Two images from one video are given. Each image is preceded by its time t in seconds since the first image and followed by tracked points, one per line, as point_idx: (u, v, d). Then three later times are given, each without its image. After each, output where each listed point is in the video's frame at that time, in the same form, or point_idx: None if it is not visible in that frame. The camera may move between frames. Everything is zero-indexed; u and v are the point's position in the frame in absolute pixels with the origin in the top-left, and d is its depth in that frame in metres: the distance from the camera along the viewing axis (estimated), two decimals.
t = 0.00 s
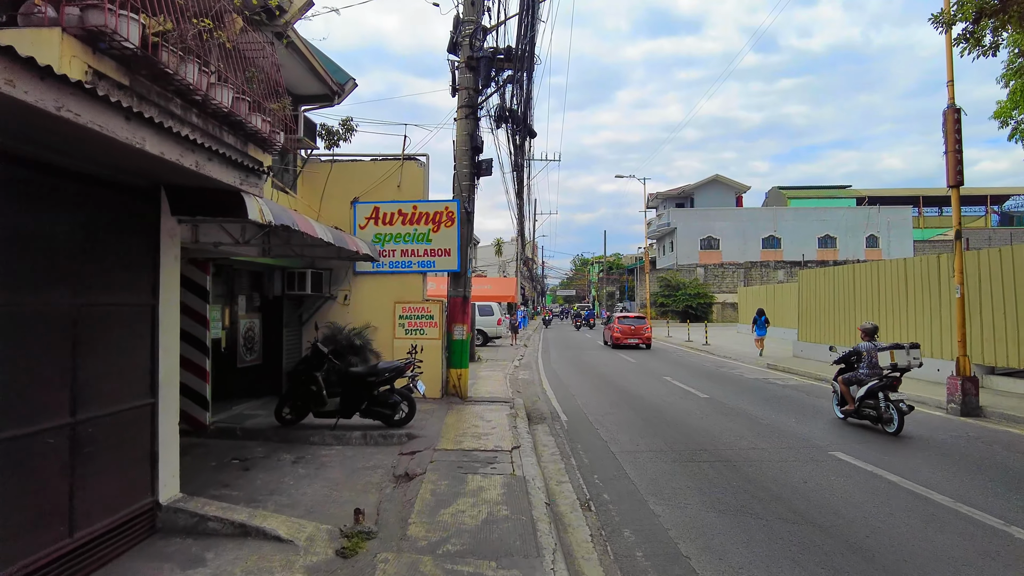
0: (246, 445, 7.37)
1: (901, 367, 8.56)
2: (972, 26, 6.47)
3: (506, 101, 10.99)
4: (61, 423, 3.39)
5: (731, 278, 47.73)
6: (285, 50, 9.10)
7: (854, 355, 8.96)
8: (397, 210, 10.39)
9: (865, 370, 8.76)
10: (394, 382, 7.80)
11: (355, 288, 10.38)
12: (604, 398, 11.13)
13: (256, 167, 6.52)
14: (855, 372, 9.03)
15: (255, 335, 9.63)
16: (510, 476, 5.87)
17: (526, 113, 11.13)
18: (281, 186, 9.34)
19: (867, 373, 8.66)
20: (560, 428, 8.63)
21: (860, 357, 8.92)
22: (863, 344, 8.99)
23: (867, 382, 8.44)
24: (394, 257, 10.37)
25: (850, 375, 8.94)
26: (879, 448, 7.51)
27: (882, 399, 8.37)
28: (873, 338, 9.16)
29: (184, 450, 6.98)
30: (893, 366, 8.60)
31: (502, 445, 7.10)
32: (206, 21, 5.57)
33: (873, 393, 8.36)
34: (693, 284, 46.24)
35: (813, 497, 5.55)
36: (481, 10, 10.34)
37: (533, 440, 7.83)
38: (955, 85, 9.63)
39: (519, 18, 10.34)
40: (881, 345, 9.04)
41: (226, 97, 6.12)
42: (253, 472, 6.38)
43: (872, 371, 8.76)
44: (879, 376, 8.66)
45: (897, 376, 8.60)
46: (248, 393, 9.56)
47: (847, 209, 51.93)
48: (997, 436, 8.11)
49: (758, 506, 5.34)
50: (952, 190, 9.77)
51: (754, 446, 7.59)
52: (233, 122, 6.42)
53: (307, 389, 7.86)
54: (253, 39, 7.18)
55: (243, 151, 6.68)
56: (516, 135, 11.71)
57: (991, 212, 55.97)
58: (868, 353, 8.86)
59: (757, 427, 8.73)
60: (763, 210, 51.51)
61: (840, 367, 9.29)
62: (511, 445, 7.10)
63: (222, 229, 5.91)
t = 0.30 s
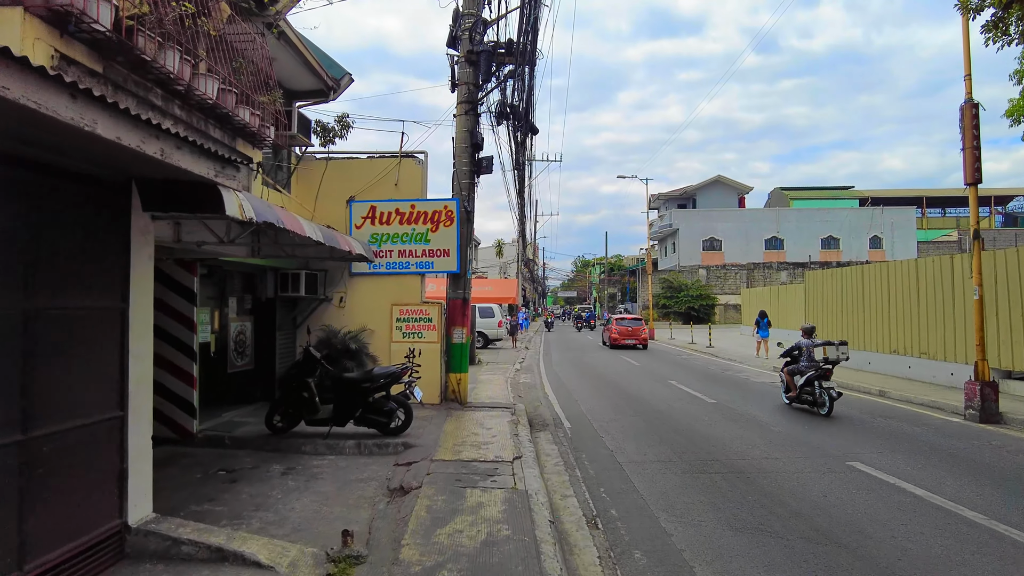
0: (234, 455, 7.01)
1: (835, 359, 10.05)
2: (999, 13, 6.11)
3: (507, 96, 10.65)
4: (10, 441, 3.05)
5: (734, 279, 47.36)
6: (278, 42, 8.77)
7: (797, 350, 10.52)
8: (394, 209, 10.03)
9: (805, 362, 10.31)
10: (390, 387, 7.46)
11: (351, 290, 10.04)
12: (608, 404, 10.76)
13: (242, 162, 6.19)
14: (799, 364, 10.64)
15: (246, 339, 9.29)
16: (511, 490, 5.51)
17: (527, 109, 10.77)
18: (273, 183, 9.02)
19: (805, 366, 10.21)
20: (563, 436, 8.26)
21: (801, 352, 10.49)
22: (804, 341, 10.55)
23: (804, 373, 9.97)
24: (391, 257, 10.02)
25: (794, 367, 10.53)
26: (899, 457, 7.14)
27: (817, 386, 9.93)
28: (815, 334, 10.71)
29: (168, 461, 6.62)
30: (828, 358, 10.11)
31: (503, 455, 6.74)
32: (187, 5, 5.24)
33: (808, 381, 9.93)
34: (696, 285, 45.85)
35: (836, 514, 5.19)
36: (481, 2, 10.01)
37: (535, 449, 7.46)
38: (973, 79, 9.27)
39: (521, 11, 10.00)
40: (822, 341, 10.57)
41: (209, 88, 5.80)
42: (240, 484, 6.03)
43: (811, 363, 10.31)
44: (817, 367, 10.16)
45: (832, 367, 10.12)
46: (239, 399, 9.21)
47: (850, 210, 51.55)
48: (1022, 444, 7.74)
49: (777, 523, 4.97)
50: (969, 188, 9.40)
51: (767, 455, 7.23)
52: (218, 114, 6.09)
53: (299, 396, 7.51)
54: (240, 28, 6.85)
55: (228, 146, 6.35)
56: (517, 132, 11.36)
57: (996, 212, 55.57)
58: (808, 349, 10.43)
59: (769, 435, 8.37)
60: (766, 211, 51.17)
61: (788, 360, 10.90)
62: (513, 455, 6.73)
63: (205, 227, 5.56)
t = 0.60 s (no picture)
0: (219, 460, 6.63)
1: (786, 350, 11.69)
2: None
3: (506, 86, 10.28)
4: None
5: (736, 278, 47.04)
6: (266, 28, 8.40)
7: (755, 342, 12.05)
8: (389, 203, 9.67)
9: (761, 352, 11.94)
10: (383, 389, 7.09)
11: (345, 288, 9.67)
12: (612, 405, 10.40)
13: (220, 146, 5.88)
14: (756, 354, 12.23)
15: (236, 338, 8.92)
16: (510, 499, 5.13)
17: (528, 100, 10.41)
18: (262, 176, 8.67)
19: (760, 355, 11.82)
20: (566, 440, 7.87)
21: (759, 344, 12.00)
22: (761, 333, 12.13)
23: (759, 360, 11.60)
24: (386, 254, 9.65)
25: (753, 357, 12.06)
26: (920, 461, 6.77)
27: (771, 371, 11.55)
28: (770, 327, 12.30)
29: (148, 466, 6.25)
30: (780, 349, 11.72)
31: (502, 461, 6.35)
32: None
33: (764, 368, 11.51)
34: (698, 284, 45.49)
35: (860, 524, 4.81)
36: None
37: (536, 454, 7.07)
38: (992, 66, 8.89)
39: None
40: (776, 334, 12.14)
41: (188, 70, 5.45)
42: (222, 492, 5.66)
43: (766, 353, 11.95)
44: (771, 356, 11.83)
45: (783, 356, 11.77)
46: (228, 400, 8.83)
47: (853, 208, 51.18)
48: None
49: (797, 535, 4.60)
50: (988, 180, 9.02)
51: (781, 458, 6.87)
52: (199, 99, 5.74)
53: (288, 398, 7.16)
54: (224, 9, 6.49)
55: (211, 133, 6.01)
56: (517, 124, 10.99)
57: (999, 211, 55.21)
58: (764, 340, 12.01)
59: (781, 438, 7.99)
60: (768, 209, 50.79)
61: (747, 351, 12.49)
62: (512, 461, 6.35)
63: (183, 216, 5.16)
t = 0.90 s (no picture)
0: (201, 472, 6.24)
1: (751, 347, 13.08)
2: None
3: (506, 79, 9.88)
4: None
5: (738, 278, 46.69)
6: (253, 18, 8.00)
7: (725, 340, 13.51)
8: (384, 200, 9.29)
9: (730, 348, 13.37)
10: (376, 396, 6.72)
11: (338, 289, 9.28)
12: (616, 410, 10.00)
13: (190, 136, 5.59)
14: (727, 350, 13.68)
15: (223, 342, 8.54)
16: (510, 520, 4.73)
17: (528, 93, 10.01)
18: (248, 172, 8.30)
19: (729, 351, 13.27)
20: (569, 449, 7.48)
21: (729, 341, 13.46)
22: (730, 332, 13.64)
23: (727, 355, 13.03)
24: (381, 253, 9.26)
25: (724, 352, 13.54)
26: (946, 472, 6.37)
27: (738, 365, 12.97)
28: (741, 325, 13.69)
29: (125, 480, 5.86)
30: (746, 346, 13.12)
31: (502, 474, 5.96)
32: None
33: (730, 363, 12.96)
34: (700, 284, 45.11)
35: (892, 547, 4.41)
36: None
37: (538, 466, 6.68)
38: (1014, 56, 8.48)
39: None
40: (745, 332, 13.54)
41: (162, 56, 5.07)
42: (200, 508, 5.28)
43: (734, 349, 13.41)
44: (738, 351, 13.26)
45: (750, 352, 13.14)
46: (216, 408, 8.44)
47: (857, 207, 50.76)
48: None
49: (824, 561, 4.21)
50: (1010, 175, 8.61)
51: (797, 469, 6.49)
52: (175, 87, 5.37)
53: (275, 407, 6.78)
54: None
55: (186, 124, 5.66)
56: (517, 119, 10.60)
57: (1003, 210, 54.79)
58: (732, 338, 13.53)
59: (795, 446, 7.60)
60: (771, 209, 50.38)
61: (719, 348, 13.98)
62: (513, 474, 5.96)
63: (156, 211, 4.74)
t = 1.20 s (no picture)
0: (185, 480, 5.89)
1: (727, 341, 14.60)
2: None
3: (508, 70, 9.52)
4: None
5: (741, 277, 46.35)
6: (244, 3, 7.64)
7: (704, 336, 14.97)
8: (381, 195, 8.93)
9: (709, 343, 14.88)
10: (372, 401, 6.35)
11: (333, 287, 8.94)
12: (622, 414, 9.65)
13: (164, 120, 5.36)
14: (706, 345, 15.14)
15: (213, 342, 8.18)
16: (514, 536, 4.38)
17: (531, 84, 9.64)
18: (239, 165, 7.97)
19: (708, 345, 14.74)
20: (574, 455, 7.13)
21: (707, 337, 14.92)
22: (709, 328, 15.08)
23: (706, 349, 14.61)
24: (378, 250, 8.91)
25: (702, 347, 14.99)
26: (974, 480, 6.02)
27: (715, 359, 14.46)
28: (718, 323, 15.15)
29: (103, 489, 5.50)
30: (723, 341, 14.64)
31: (504, 483, 5.61)
32: None
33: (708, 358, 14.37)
34: (703, 283, 44.75)
35: (931, 567, 4.05)
36: None
37: (543, 474, 6.33)
38: None
39: None
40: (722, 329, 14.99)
41: (140, 37, 4.75)
42: (182, 520, 4.92)
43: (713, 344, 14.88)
44: (716, 345, 14.76)
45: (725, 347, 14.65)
46: (205, 411, 8.08)
47: (861, 207, 50.37)
48: None
49: None
50: None
51: (816, 478, 6.13)
52: (155, 70, 5.06)
53: (265, 410, 6.45)
54: None
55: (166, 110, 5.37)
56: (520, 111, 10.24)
57: (1009, 210, 54.38)
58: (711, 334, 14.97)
59: (812, 452, 7.25)
60: (774, 208, 50.01)
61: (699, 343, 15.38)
62: (516, 484, 5.62)
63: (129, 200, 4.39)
